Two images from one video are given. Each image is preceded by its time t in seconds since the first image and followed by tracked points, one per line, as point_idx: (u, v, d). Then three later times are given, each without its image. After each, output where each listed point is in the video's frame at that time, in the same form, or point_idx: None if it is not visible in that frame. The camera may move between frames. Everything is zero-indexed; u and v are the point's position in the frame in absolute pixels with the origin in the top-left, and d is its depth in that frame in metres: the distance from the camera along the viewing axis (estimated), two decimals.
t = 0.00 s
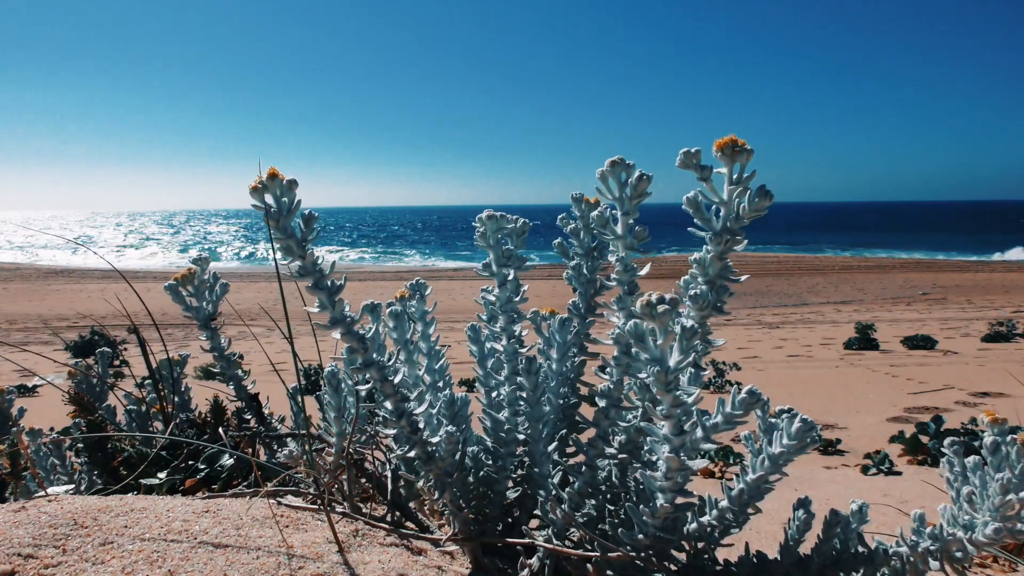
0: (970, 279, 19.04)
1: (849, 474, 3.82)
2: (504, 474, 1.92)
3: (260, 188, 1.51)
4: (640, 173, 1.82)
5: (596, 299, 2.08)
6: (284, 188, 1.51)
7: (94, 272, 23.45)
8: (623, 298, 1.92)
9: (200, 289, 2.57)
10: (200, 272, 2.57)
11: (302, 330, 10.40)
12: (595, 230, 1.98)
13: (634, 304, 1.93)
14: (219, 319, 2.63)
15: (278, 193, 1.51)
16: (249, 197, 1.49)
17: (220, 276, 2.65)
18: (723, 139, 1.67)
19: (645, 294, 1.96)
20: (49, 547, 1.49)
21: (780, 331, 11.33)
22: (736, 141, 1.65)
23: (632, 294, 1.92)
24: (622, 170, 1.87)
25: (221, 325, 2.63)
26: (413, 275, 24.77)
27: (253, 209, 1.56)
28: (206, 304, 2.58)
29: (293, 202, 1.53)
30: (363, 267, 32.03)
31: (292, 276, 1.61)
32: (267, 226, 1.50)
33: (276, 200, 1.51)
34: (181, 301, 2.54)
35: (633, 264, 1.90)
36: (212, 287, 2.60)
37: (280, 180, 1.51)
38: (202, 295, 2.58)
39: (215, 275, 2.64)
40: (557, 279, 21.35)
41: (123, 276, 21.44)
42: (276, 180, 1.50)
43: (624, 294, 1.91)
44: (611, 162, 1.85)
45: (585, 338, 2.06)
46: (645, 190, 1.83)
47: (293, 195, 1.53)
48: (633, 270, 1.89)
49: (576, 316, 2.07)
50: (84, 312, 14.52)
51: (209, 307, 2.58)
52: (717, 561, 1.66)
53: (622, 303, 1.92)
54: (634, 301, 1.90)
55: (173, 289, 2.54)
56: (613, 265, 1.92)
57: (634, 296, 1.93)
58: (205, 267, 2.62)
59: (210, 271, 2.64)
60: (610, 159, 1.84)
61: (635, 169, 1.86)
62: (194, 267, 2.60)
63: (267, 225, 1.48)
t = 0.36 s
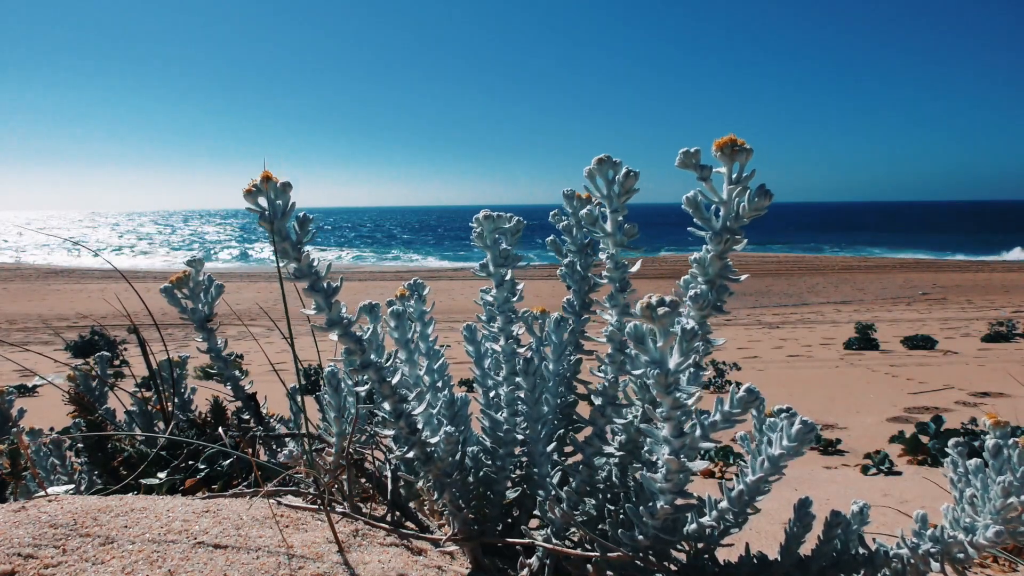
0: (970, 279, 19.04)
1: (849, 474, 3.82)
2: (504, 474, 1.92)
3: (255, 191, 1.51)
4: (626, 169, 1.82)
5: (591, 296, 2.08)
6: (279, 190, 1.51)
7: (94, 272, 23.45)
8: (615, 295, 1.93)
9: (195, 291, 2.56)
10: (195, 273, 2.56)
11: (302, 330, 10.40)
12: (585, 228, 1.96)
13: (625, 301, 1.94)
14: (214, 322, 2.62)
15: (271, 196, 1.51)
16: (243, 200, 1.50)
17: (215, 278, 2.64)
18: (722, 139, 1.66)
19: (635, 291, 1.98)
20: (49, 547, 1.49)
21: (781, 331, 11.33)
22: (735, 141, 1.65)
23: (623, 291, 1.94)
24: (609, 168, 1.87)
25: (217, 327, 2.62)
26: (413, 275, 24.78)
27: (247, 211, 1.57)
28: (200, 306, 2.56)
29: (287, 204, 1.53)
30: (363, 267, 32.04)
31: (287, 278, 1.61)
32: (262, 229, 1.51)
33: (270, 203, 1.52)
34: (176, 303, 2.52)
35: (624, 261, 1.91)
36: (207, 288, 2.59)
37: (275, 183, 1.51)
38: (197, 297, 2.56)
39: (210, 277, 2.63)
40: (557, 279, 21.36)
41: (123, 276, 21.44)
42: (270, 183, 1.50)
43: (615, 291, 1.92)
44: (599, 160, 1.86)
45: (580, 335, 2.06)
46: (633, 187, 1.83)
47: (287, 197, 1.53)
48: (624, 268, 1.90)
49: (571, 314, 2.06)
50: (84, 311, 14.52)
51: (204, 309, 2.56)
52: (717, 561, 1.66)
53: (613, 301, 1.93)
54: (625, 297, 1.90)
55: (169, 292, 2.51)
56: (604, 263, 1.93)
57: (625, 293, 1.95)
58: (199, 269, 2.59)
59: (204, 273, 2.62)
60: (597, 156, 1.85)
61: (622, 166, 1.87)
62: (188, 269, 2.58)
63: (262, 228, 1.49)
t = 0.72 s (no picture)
0: (970, 279, 19.03)
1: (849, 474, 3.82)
2: (504, 474, 1.93)
3: (262, 188, 1.51)
4: (643, 172, 1.83)
5: (595, 294, 2.08)
6: (286, 187, 1.51)
7: (94, 273, 23.46)
8: (625, 298, 1.92)
9: (190, 293, 2.58)
10: (188, 276, 2.58)
11: (302, 330, 10.40)
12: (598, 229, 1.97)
13: (635, 304, 1.93)
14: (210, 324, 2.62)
15: (279, 192, 1.51)
16: (250, 196, 1.50)
17: (209, 280, 2.66)
18: (726, 137, 1.67)
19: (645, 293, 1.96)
20: (49, 547, 1.49)
21: (781, 331, 11.32)
22: (738, 139, 1.65)
23: (634, 293, 1.92)
24: (624, 170, 1.87)
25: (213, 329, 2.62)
26: (412, 275, 24.78)
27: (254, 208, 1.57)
28: (196, 308, 2.58)
29: (294, 201, 1.53)
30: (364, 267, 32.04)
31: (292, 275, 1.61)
32: (268, 225, 1.51)
33: (277, 199, 1.52)
34: (172, 306, 2.52)
35: (636, 263, 1.89)
36: (202, 290, 2.60)
37: (282, 180, 1.51)
38: (191, 300, 2.58)
39: (205, 278, 2.65)
40: (557, 279, 21.36)
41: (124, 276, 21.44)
42: (277, 179, 1.50)
43: (626, 294, 1.91)
44: (614, 162, 1.86)
45: (583, 334, 2.07)
46: (647, 190, 1.84)
47: (294, 194, 1.53)
48: (635, 270, 1.88)
49: (575, 313, 2.07)
50: (84, 311, 14.53)
51: (199, 311, 2.58)
52: (717, 561, 1.66)
53: (624, 303, 1.93)
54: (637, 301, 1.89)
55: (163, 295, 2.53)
56: (614, 265, 1.91)
57: (635, 296, 1.93)
58: (194, 271, 2.61)
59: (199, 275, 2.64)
60: (613, 158, 1.85)
61: (638, 169, 1.87)
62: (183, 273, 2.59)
63: (268, 224, 1.49)
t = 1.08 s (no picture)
0: (970, 279, 19.03)
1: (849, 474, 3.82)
2: (504, 474, 1.92)
3: (267, 184, 1.51)
4: (637, 173, 1.82)
5: (592, 295, 2.08)
6: (291, 185, 1.51)
7: (94, 272, 23.45)
8: (622, 298, 1.92)
9: (186, 297, 2.56)
10: (184, 279, 2.55)
11: (302, 330, 10.40)
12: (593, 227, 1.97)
13: (632, 303, 1.93)
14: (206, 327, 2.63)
15: (283, 189, 1.50)
16: (255, 192, 1.49)
17: (204, 282, 2.63)
18: (726, 138, 1.67)
19: (642, 293, 1.97)
20: (49, 547, 1.49)
21: (780, 331, 11.32)
22: (737, 140, 1.65)
23: (630, 293, 1.92)
24: (620, 169, 1.87)
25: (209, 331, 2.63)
26: (413, 275, 24.78)
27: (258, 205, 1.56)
28: (193, 312, 2.57)
29: (299, 198, 1.52)
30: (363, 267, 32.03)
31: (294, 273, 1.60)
32: (272, 222, 1.50)
33: (281, 196, 1.51)
34: (167, 310, 2.52)
35: (632, 263, 1.90)
36: (198, 293, 2.59)
37: (287, 177, 1.51)
38: (188, 303, 2.56)
39: (199, 281, 2.63)
40: (557, 279, 21.36)
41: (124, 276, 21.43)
42: (283, 177, 1.50)
43: (622, 293, 1.92)
44: (610, 162, 1.85)
45: (581, 334, 2.09)
46: (643, 190, 1.83)
47: (298, 191, 1.52)
48: (632, 269, 1.90)
49: (573, 312, 2.07)
50: (84, 311, 14.52)
51: (196, 315, 2.57)
52: (717, 561, 1.66)
53: (621, 303, 1.92)
54: (633, 300, 1.89)
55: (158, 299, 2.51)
56: (611, 264, 1.92)
57: (632, 296, 1.93)
58: (188, 274, 2.59)
59: (194, 278, 2.62)
60: (608, 158, 1.85)
61: (633, 168, 1.86)
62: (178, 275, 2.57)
63: (273, 222, 1.48)
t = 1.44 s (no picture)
0: (970, 279, 19.04)
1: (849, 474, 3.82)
2: (504, 474, 1.92)
3: (260, 188, 1.51)
4: (642, 172, 1.83)
5: (595, 295, 2.08)
6: (285, 188, 1.51)
7: (94, 272, 23.45)
8: (624, 297, 1.92)
9: (181, 300, 2.57)
10: (180, 282, 2.56)
11: (302, 330, 10.40)
12: (597, 228, 1.97)
13: (634, 303, 1.93)
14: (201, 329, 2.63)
15: (278, 192, 1.51)
16: (249, 196, 1.50)
17: (197, 286, 2.66)
18: (732, 139, 1.67)
19: (644, 292, 1.97)
20: (49, 547, 1.49)
21: (781, 331, 11.32)
22: (743, 141, 1.65)
23: (634, 293, 1.93)
24: (623, 170, 1.87)
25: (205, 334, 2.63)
26: (413, 275, 24.79)
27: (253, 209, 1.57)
28: (189, 315, 2.58)
29: (293, 201, 1.53)
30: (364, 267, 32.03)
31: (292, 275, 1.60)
32: (268, 226, 1.51)
33: (276, 200, 1.52)
34: (165, 314, 2.50)
35: (634, 263, 1.90)
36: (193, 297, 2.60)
37: (280, 180, 1.51)
38: (184, 306, 2.57)
39: (192, 285, 2.65)
40: (557, 279, 21.37)
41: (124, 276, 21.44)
42: (276, 180, 1.50)
43: (625, 293, 1.92)
44: (613, 162, 1.86)
45: (583, 335, 2.07)
46: (646, 190, 1.84)
47: (292, 194, 1.53)
48: (634, 269, 1.89)
49: (575, 313, 2.06)
50: (84, 311, 14.52)
51: (192, 318, 2.58)
52: (717, 561, 1.66)
53: (623, 303, 1.92)
54: (635, 300, 1.90)
55: (155, 303, 2.49)
56: (614, 264, 1.92)
57: (634, 294, 1.94)
58: (183, 278, 2.60)
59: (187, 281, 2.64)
60: (612, 158, 1.85)
61: (638, 168, 1.86)
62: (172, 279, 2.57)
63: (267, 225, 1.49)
